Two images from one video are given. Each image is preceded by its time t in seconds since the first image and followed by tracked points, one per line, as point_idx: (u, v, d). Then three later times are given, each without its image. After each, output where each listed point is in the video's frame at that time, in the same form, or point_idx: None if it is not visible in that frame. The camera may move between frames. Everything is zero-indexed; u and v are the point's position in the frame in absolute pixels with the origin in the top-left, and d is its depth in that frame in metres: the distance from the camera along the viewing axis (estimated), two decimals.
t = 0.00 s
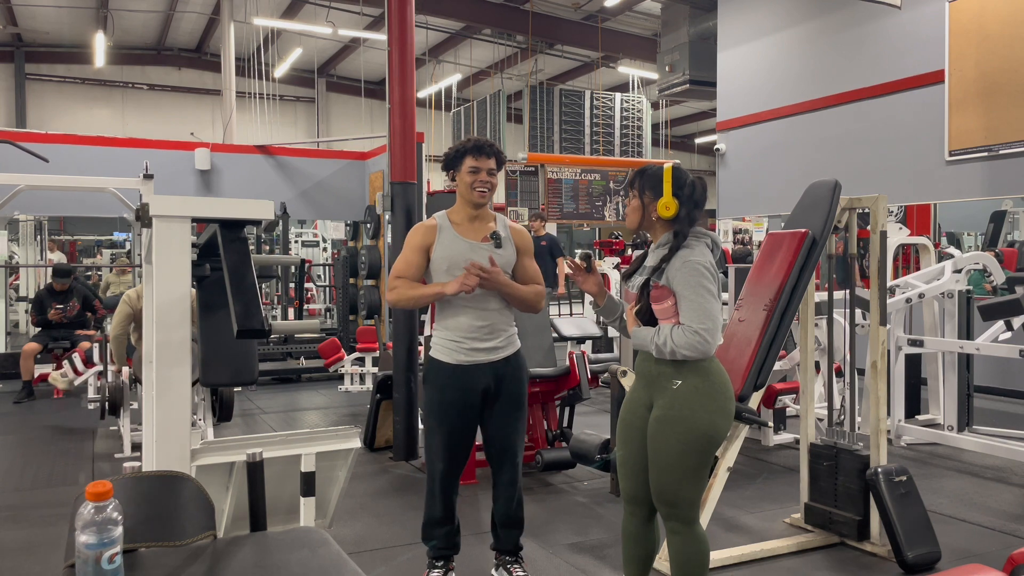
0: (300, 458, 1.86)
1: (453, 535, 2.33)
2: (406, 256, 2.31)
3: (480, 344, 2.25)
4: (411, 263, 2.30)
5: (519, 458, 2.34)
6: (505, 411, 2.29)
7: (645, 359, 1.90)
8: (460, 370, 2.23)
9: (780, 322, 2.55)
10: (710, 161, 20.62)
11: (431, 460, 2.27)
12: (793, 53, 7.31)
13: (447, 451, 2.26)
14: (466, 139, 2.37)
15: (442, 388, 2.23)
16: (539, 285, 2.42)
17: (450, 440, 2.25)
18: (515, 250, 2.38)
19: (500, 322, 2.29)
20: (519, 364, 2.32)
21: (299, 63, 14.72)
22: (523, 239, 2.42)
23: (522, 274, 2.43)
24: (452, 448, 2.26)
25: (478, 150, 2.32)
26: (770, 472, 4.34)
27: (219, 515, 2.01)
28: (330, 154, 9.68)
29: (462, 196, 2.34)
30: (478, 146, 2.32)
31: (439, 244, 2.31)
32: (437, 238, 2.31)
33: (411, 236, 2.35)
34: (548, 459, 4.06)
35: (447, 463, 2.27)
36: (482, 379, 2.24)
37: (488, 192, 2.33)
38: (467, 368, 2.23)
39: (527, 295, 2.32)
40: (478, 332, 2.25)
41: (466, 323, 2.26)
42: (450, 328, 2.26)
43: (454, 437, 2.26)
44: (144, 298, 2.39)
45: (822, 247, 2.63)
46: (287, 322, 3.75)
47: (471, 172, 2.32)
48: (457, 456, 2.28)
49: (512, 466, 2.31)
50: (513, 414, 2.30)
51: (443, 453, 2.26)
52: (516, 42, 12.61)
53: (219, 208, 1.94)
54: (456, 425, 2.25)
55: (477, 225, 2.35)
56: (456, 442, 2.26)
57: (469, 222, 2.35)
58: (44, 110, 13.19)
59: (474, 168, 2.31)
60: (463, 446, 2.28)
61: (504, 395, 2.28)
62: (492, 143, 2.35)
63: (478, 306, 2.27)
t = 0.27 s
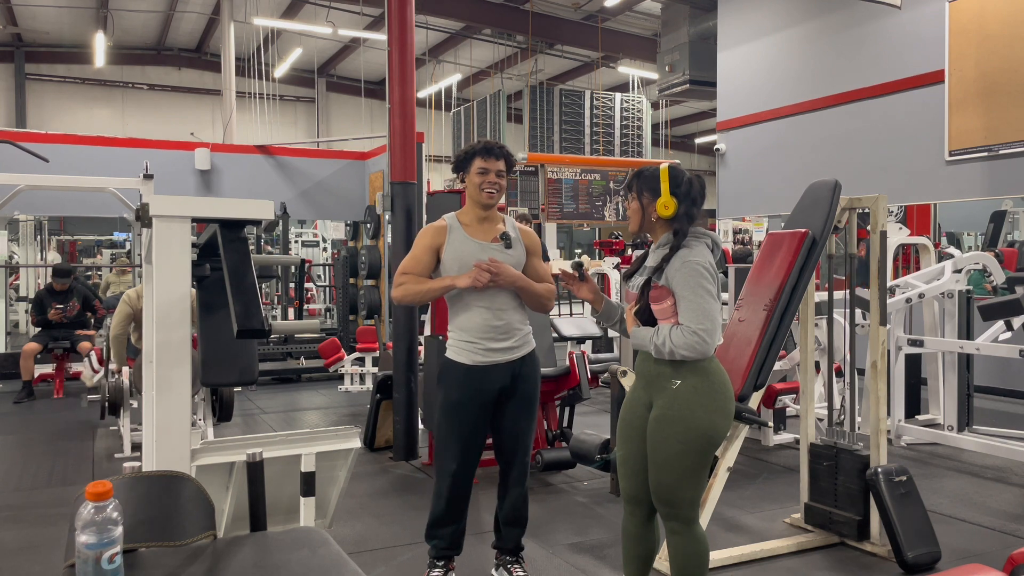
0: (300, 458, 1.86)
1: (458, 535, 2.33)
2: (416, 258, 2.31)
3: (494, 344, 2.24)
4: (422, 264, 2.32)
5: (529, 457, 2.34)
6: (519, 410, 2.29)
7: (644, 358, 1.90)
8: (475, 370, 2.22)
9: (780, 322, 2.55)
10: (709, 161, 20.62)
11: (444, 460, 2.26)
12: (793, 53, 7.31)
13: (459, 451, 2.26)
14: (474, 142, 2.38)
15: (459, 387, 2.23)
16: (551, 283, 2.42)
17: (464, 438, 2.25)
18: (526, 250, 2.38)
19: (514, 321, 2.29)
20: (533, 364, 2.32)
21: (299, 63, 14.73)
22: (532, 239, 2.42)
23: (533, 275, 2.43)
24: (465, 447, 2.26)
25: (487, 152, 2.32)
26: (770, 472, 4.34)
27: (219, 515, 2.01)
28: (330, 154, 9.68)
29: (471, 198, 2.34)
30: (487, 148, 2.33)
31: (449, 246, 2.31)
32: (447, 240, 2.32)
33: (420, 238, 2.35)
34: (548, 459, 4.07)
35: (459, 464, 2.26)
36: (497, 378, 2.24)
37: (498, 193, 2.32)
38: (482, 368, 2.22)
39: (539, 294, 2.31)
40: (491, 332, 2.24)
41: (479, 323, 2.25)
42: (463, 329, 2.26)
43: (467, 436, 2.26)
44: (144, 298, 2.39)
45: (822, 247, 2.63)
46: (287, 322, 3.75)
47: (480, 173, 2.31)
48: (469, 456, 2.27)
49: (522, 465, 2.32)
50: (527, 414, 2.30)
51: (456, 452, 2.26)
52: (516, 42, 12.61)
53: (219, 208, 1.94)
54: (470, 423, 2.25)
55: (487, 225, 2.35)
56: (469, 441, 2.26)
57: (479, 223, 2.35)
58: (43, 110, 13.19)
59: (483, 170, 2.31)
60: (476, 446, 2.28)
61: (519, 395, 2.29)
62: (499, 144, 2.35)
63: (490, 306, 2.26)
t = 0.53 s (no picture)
0: (300, 459, 1.86)
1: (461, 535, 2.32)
2: (423, 258, 2.31)
3: (502, 345, 2.24)
4: (429, 265, 2.31)
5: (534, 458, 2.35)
6: (526, 410, 2.30)
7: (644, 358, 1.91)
8: (484, 371, 2.22)
9: (780, 322, 2.56)
10: (709, 161, 20.61)
11: (452, 460, 2.26)
12: (793, 53, 7.31)
13: (467, 451, 2.26)
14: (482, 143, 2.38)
15: (469, 387, 2.22)
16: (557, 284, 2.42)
17: (472, 439, 2.25)
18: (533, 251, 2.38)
19: (521, 322, 2.29)
20: (540, 365, 2.33)
21: (299, 63, 14.73)
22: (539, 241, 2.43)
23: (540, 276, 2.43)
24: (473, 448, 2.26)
25: (495, 154, 2.33)
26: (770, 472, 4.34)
27: (219, 515, 2.01)
28: (330, 154, 9.68)
29: (479, 199, 2.34)
30: (495, 150, 2.33)
31: (457, 247, 2.31)
32: (455, 241, 2.31)
33: (427, 239, 2.35)
34: (548, 459, 4.07)
35: (466, 464, 2.26)
36: (506, 379, 2.24)
37: (506, 194, 2.32)
38: (491, 369, 2.22)
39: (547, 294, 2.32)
40: (499, 333, 2.24)
41: (486, 324, 2.25)
42: (471, 330, 2.26)
43: (475, 436, 2.25)
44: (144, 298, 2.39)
45: (822, 247, 2.63)
46: (286, 322, 3.74)
47: (489, 175, 2.31)
48: (476, 457, 2.27)
49: (528, 466, 2.32)
50: (534, 415, 2.31)
51: (464, 453, 2.25)
52: (516, 42, 12.61)
53: (219, 207, 1.94)
54: (478, 424, 2.25)
55: (495, 227, 2.35)
56: (477, 442, 2.26)
57: (486, 225, 2.35)
58: (43, 110, 13.19)
59: (492, 172, 2.31)
60: (483, 447, 2.28)
61: (528, 395, 2.29)
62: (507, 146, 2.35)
63: (499, 307, 2.26)
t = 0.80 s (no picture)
0: (300, 458, 1.86)
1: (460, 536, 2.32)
2: (423, 256, 2.31)
3: (499, 345, 2.24)
4: (428, 263, 2.31)
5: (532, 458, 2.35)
6: (524, 410, 2.30)
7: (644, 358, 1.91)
8: (479, 371, 2.22)
9: (780, 323, 2.56)
10: (709, 161, 20.61)
11: (449, 460, 2.26)
12: (793, 53, 7.31)
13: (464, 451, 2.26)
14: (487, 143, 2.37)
15: (467, 386, 2.22)
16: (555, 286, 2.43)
17: (469, 440, 2.25)
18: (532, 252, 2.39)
19: (518, 322, 2.29)
20: (536, 365, 2.33)
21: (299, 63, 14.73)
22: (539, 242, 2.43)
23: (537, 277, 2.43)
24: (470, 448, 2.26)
25: (501, 154, 2.32)
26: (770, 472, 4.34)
27: (219, 515, 2.01)
28: (330, 154, 9.68)
29: (482, 198, 2.33)
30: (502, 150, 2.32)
31: (457, 246, 2.30)
32: (455, 240, 2.31)
33: (427, 237, 2.34)
34: (548, 459, 4.07)
35: (463, 464, 2.26)
36: (503, 379, 2.25)
37: (510, 195, 2.33)
38: (489, 369, 2.22)
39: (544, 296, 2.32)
40: (497, 334, 2.24)
41: (484, 324, 2.25)
42: (468, 330, 2.26)
43: (472, 435, 2.25)
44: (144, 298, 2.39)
45: (822, 247, 2.63)
46: (286, 321, 3.74)
47: (495, 175, 2.31)
48: (473, 457, 2.27)
49: (526, 466, 2.32)
50: (531, 415, 2.31)
51: (461, 453, 2.25)
52: (516, 42, 12.61)
53: (219, 207, 1.94)
54: (476, 423, 2.25)
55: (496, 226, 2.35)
56: (474, 441, 2.26)
57: (487, 224, 2.35)
58: (43, 110, 13.19)
59: (498, 172, 2.31)
60: (481, 446, 2.28)
61: (524, 395, 2.29)
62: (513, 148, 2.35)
63: (497, 307, 2.26)
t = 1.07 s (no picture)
0: (300, 458, 1.86)
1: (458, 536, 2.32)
2: (417, 254, 2.31)
3: (491, 344, 2.24)
4: (422, 262, 2.31)
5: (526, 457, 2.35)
6: (516, 409, 2.30)
7: (647, 358, 1.90)
8: (470, 370, 2.22)
9: (780, 322, 2.56)
10: (709, 160, 20.60)
11: (441, 460, 2.26)
12: (793, 53, 7.31)
13: (456, 451, 2.26)
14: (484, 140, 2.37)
15: (457, 387, 2.22)
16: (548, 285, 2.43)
17: (462, 440, 2.25)
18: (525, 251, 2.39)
19: (510, 321, 2.29)
20: (528, 365, 2.33)
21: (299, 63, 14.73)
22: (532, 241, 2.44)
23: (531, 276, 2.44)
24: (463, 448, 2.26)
25: (499, 153, 2.32)
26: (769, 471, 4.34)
27: (219, 515, 2.01)
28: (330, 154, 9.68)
29: (478, 196, 2.33)
30: (499, 148, 2.32)
31: (450, 244, 2.30)
32: (449, 238, 2.31)
33: (421, 234, 2.34)
34: (548, 459, 4.05)
35: (456, 463, 2.26)
36: (493, 380, 2.25)
37: (506, 194, 2.33)
38: (481, 368, 2.22)
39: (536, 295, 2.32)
40: (489, 332, 2.24)
41: (477, 323, 2.25)
42: (460, 328, 2.25)
43: (464, 435, 2.26)
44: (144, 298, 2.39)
45: (822, 247, 2.63)
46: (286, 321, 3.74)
47: (492, 174, 2.31)
48: (466, 456, 2.27)
49: (519, 465, 2.32)
50: (523, 414, 2.31)
51: (453, 453, 2.26)
52: (516, 42, 12.61)
53: (219, 207, 1.94)
54: (469, 423, 2.25)
55: (490, 225, 2.35)
56: (466, 441, 2.26)
57: (482, 223, 2.35)
58: (43, 109, 13.18)
59: (496, 171, 2.31)
60: (473, 445, 2.28)
61: (516, 395, 2.29)
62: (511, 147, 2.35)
63: (489, 305, 2.26)
